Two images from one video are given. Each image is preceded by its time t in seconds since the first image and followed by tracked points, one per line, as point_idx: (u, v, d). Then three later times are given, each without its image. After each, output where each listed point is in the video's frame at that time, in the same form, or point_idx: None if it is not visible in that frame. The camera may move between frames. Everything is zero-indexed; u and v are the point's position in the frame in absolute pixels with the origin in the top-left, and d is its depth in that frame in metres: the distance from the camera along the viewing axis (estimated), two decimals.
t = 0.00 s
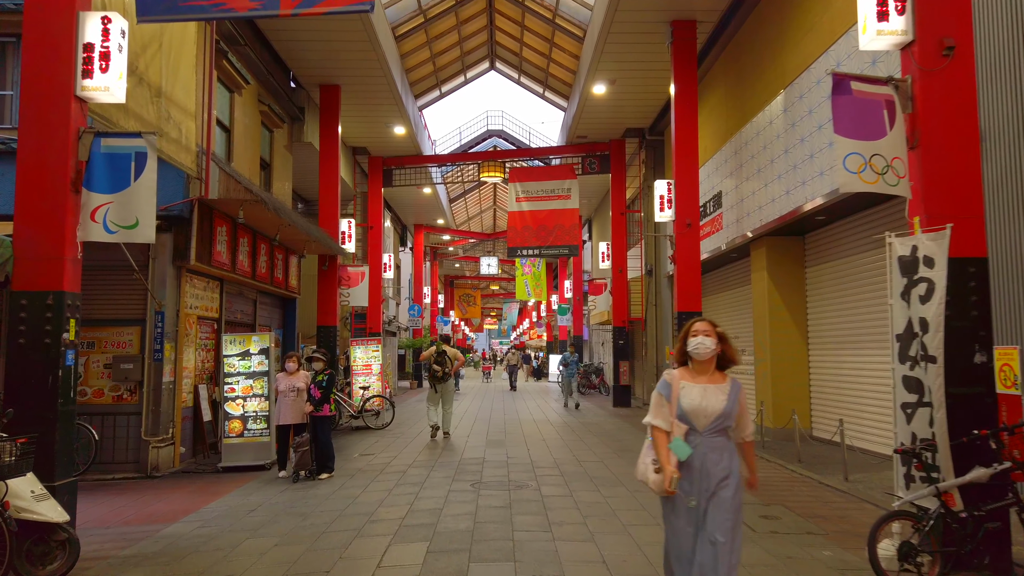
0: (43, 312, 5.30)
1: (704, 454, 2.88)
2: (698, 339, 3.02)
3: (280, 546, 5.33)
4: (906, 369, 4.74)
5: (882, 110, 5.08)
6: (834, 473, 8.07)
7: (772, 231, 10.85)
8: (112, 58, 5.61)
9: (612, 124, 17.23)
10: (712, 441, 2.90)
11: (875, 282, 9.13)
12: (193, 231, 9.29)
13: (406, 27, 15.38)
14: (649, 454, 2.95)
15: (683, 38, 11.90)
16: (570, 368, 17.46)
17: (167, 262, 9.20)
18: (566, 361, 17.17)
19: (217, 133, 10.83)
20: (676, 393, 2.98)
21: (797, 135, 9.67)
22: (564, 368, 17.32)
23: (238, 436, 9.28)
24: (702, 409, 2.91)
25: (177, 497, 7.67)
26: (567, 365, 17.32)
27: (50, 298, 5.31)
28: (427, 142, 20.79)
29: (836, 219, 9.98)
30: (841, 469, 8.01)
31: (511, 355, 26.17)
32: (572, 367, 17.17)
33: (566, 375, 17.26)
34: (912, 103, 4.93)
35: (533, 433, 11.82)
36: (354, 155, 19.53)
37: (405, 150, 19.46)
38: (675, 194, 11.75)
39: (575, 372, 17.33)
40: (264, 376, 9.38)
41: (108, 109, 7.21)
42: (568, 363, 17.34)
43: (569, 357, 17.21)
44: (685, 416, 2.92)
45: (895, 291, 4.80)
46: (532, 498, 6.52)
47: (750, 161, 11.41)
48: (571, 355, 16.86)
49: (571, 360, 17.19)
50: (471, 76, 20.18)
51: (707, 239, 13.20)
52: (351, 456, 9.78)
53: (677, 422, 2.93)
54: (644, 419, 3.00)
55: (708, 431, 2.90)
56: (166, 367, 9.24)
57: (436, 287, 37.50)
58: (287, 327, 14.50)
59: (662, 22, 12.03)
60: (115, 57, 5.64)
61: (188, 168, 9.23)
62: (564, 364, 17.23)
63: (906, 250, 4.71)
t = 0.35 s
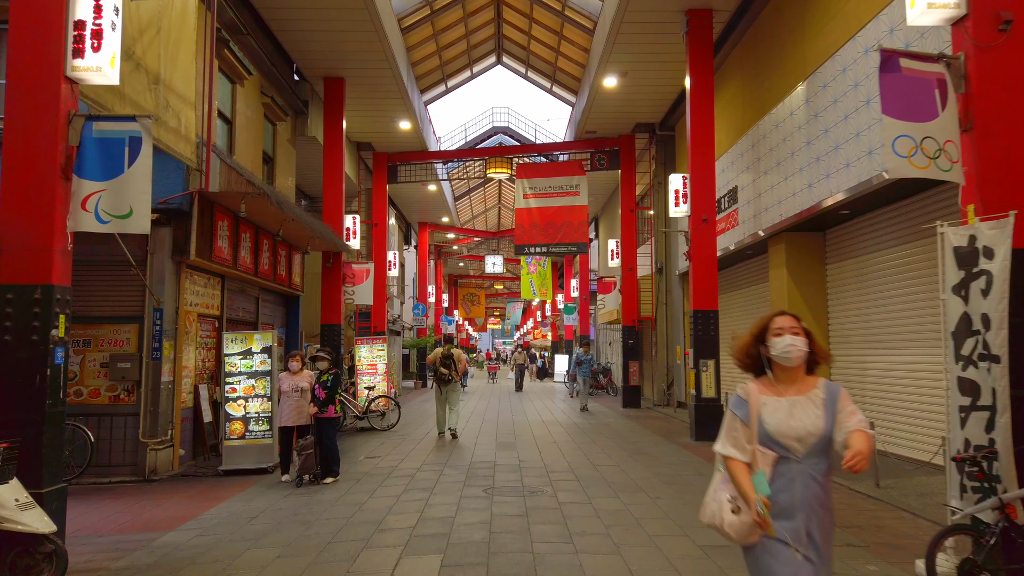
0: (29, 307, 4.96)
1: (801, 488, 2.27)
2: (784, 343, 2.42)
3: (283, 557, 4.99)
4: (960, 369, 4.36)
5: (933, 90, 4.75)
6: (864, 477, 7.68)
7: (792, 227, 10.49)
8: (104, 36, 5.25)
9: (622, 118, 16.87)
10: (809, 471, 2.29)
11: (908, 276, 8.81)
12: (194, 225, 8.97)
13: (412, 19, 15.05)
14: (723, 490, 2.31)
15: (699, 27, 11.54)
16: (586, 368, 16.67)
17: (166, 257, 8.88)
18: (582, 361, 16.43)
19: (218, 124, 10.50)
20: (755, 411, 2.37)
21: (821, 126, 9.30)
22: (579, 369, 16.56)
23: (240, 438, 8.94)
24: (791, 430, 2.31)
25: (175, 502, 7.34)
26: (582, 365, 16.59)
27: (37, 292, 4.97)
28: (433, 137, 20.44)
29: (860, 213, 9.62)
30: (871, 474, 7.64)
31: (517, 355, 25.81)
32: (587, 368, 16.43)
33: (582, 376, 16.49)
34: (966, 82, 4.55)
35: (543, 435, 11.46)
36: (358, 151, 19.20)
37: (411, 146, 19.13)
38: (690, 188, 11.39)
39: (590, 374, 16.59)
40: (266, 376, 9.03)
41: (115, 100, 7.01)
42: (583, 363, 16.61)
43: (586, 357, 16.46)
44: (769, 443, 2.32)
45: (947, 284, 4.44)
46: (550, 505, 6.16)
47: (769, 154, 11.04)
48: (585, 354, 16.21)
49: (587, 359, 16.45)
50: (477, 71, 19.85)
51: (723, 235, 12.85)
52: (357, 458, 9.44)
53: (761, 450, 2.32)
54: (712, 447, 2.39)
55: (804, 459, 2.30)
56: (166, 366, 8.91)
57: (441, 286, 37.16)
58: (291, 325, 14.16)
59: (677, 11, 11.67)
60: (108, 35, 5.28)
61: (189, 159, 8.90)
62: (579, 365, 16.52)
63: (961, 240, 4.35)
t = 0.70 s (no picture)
0: (7, 305, 4.62)
1: (940, 521, 1.71)
2: (922, 318, 1.81)
3: (277, 572, 4.65)
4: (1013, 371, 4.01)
5: (980, 69, 4.49)
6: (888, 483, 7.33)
7: (807, 224, 10.14)
8: (88, 16, 4.93)
9: (628, 114, 16.54)
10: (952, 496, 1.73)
11: (936, 272, 8.38)
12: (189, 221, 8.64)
13: (414, 12, 14.72)
14: (827, 524, 1.73)
15: (710, 18, 11.17)
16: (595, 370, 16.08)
17: (159, 253, 8.55)
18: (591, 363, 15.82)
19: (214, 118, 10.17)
20: (877, 412, 1.75)
21: (840, 117, 8.93)
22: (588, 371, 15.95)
23: (236, 442, 8.61)
24: (930, 440, 1.71)
25: (167, 510, 7.01)
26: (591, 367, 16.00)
27: (16, 289, 4.64)
28: (435, 135, 20.11)
29: (880, 208, 9.26)
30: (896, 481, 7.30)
31: (520, 355, 25.48)
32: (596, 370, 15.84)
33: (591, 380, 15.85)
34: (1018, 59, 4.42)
35: (549, 437, 11.12)
36: (359, 148, 18.87)
37: (413, 143, 18.80)
38: (701, 184, 11.04)
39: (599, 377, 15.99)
40: (263, 377, 8.70)
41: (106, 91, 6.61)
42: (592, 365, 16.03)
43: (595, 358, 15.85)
44: (897, 461, 1.73)
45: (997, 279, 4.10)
46: (561, 515, 5.82)
47: (783, 147, 10.69)
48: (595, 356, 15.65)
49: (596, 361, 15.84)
50: (480, 66, 19.54)
51: (734, 232, 12.50)
52: (358, 463, 9.11)
53: (884, 468, 1.73)
54: (811, 456, 1.80)
55: (944, 483, 1.73)
56: (159, 367, 8.58)
57: (442, 286, 36.85)
58: (290, 325, 13.83)
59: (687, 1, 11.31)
60: (92, 15, 4.97)
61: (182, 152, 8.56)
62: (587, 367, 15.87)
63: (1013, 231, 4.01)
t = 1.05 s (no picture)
0: None
1: None
2: None
3: None
4: None
5: None
6: (910, 491, 6.97)
7: (819, 220, 9.77)
8: None
9: (629, 109, 16.18)
10: None
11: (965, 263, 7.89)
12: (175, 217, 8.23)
13: (411, 5, 14.32)
14: None
15: (717, 7, 10.79)
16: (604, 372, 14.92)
17: (144, 251, 8.17)
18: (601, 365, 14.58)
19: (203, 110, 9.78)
20: None
21: (855, 109, 8.56)
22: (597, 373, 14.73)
23: (225, 448, 8.22)
24: None
25: (150, 522, 6.62)
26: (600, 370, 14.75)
27: None
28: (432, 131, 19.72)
29: (896, 203, 8.89)
30: (919, 489, 6.93)
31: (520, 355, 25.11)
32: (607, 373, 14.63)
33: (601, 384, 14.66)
34: None
35: (552, 442, 10.74)
36: (355, 144, 18.47)
37: (410, 139, 18.41)
38: (709, 179, 10.66)
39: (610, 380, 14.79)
40: (254, 381, 8.31)
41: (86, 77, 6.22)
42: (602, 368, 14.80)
43: (606, 361, 14.58)
44: None
45: None
46: (569, 529, 5.44)
47: (793, 141, 10.32)
48: (605, 358, 14.40)
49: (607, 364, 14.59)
50: (478, 61, 19.15)
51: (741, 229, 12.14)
52: (353, 470, 8.72)
53: None
54: None
55: None
56: (144, 370, 8.18)
57: (440, 285, 36.45)
58: (283, 326, 13.43)
59: None
60: None
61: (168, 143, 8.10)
62: (596, 369, 14.67)
63: None
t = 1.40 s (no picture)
0: None
1: None
2: None
3: None
4: None
5: None
6: (937, 497, 6.62)
7: (833, 214, 9.43)
8: None
9: (634, 102, 15.84)
10: None
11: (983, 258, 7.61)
12: (163, 209, 7.87)
13: None
14: None
15: None
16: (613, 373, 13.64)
17: (131, 245, 7.79)
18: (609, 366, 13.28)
19: (193, 99, 9.42)
20: None
21: (874, 97, 8.22)
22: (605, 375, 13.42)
23: (216, 451, 7.84)
24: None
25: (135, 530, 6.25)
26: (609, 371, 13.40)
27: None
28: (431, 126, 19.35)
29: (915, 196, 8.55)
30: (946, 496, 6.60)
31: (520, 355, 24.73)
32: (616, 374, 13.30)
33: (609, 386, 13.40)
34: None
35: (556, 444, 10.38)
36: (352, 139, 18.09)
37: (408, 134, 18.04)
38: (718, 172, 10.31)
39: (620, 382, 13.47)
40: (246, 381, 7.93)
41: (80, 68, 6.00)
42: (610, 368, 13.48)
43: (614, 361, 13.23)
44: None
45: None
46: (581, 540, 5.08)
47: (806, 132, 9.97)
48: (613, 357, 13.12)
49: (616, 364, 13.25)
50: (479, 55, 18.79)
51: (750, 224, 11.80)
52: (349, 474, 8.35)
53: None
54: None
55: None
56: (131, 370, 7.81)
57: (438, 284, 36.12)
58: (278, 324, 13.06)
59: None
60: None
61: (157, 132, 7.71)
62: (604, 369, 13.41)
63: None
